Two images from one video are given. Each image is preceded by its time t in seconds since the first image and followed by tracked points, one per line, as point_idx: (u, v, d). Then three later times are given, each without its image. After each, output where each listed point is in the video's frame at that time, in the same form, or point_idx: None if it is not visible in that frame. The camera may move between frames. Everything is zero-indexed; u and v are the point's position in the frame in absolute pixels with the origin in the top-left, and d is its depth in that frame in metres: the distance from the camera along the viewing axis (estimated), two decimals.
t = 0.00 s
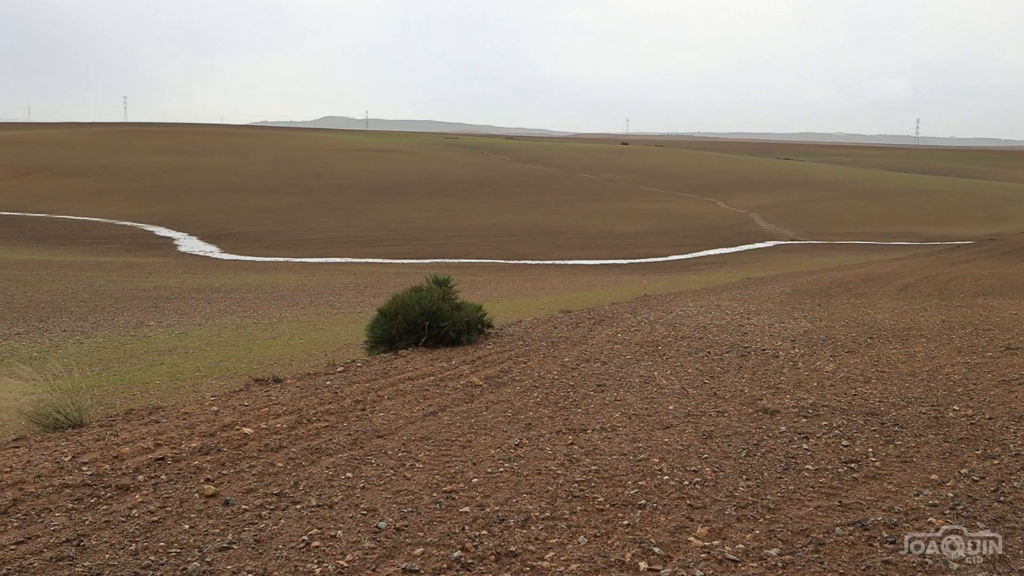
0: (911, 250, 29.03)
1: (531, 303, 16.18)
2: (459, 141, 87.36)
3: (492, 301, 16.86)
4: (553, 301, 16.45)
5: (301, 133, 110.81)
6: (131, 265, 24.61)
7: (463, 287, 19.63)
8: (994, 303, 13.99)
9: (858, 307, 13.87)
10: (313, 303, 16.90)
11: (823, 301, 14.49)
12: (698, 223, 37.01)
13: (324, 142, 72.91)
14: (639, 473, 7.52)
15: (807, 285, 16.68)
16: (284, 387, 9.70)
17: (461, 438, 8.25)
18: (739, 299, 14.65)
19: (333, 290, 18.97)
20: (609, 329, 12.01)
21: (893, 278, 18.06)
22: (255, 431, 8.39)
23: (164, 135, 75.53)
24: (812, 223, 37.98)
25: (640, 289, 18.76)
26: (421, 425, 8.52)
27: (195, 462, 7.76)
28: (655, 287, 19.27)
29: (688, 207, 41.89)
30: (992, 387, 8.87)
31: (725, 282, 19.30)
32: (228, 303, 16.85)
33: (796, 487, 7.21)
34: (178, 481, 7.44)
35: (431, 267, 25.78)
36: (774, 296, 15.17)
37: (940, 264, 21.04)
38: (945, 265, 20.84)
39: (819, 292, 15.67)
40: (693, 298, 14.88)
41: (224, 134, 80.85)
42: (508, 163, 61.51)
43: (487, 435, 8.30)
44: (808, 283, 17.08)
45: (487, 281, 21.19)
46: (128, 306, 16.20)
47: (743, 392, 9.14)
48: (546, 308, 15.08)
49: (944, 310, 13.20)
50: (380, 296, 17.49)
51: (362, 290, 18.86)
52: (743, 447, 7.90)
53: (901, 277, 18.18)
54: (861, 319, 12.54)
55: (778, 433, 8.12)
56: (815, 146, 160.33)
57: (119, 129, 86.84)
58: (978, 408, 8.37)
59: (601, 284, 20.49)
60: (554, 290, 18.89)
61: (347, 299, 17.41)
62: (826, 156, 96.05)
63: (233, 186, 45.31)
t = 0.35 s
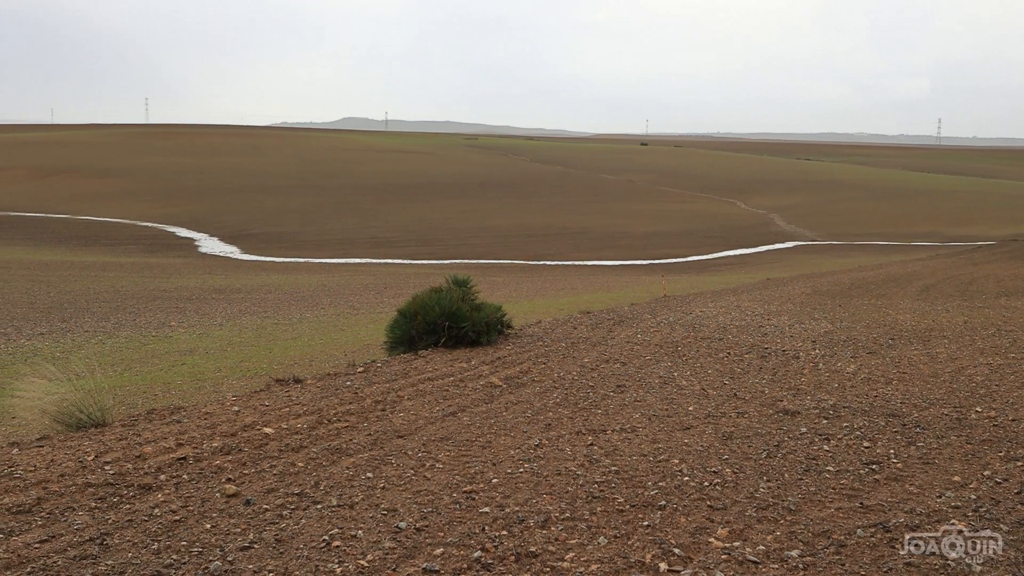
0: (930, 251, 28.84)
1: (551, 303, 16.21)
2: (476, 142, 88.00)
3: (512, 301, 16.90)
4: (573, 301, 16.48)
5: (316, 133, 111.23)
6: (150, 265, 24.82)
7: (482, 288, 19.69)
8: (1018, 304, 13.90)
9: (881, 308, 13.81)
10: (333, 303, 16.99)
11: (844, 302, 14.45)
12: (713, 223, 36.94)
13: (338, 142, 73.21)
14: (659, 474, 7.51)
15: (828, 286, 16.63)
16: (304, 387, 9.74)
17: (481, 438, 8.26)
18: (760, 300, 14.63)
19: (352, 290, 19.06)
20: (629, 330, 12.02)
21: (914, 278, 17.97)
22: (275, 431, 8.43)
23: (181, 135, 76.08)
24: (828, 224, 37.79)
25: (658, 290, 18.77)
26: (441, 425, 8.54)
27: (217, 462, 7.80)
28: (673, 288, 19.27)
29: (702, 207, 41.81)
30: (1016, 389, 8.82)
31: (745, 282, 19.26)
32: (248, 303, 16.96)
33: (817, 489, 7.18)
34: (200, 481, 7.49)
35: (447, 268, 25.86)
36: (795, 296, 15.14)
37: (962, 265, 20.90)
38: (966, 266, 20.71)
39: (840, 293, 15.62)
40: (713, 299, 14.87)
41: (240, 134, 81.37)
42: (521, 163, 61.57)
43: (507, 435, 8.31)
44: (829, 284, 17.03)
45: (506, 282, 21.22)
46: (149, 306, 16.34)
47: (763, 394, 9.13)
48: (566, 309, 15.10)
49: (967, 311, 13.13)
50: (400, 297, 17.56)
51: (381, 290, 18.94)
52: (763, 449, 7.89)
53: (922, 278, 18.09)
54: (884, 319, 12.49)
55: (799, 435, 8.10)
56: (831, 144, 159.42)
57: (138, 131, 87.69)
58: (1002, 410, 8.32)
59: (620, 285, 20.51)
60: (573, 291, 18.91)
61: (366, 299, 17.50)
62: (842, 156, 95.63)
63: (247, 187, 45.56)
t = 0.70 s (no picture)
0: (955, 250, 28.41)
1: (571, 304, 16.13)
2: (494, 141, 87.94)
3: (532, 302, 16.81)
4: (593, 302, 16.39)
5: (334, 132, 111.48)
6: (169, 267, 24.96)
7: (501, 289, 19.65)
8: None
9: (908, 308, 13.60)
10: (352, 305, 16.99)
11: (869, 301, 14.27)
12: (732, 222, 36.69)
13: (356, 142, 73.35)
14: (681, 476, 7.43)
15: (852, 285, 16.44)
16: (323, 389, 9.74)
17: (501, 440, 8.21)
18: (783, 299, 14.49)
19: (370, 291, 19.07)
20: (649, 331, 11.92)
21: (940, 277, 17.72)
22: (295, 433, 8.42)
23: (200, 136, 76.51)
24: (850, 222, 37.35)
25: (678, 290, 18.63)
26: (460, 427, 8.50)
27: (237, 463, 7.80)
28: (694, 288, 19.13)
29: (721, 205, 41.53)
30: None
31: (766, 282, 19.05)
32: (267, 305, 17.00)
33: (842, 491, 7.07)
34: (220, 482, 7.48)
35: (466, 268, 25.83)
36: (818, 295, 14.98)
37: (989, 263, 20.60)
38: (992, 264, 20.40)
39: (864, 292, 15.44)
40: (734, 299, 14.73)
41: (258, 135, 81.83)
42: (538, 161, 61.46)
43: (527, 437, 8.26)
44: (853, 283, 16.84)
45: (525, 283, 21.16)
46: (169, 308, 16.42)
47: (786, 395, 9.02)
48: (587, 310, 15.02)
49: (995, 310, 12.94)
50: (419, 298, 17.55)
51: (400, 291, 18.94)
52: (786, 450, 7.78)
53: (947, 276, 17.85)
54: (909, 319, 12.31)
55: (822, 436, 7.99)
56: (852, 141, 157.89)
57: (158, 133, 88.45)
58: None
59: (639, 285, 20.35)
60: (593, 291, 18.83)
61: (386, 300, 17.49)
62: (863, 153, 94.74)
63: (265, 188, 45.76)
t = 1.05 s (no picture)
0: (984, 249, 27.89)
1: (595, 304, 15.94)
2: (514, 139, 87.76)
3: (556, 302, 16.63)
4: (618, 302, 16.19)
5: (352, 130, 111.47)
6: (187, 267, 24.95)
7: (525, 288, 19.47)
8: None
9: (942, 309, 13.28)
10: (373, 305, 16.87)
11: (901, 302, 14.00)
12: (753, 220, 36.33)
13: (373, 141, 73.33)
14: (709, 481, 7.23)
15: (884, 284, 16.15)
16: (343, 391, 9.61)
17: (524, 443, 8.05)
18: (813, 299, 14.24)
19: (391, 291, 18.96)
20: (675, 332, 11.73)
21: (974, 276, 17.36)
22: (314, 435, 8.29)
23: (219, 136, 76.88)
24: (874, 220, 36.80)
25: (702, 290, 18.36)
26: (483, 430, 8.35)
27: (256, 467, 7.68)
28: (719, 288, 18.90)
29: (742, 203, 41.14)
30: None
31: (794, 282, 18.78)
32: (286, 305, 16.90)
33: (876, 497, 6.85)
34: (238, 486, 7.36)
35: (486, 268, 25.69)
36: (849, 295, 14.71)
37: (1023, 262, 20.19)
38: None
39: (896, 292, 15.15)
40: (762, 299, 14.46)
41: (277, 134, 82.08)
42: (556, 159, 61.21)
43: (551, 440, 8.09)
44: (884, 282, 16.53)
45: (547, 282, 20.98)
46: (187, 309, 16.33)
47: (817, 398, 8.80)
48: (611, 310, 14.83)
49: None
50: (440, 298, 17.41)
51: (421, 292, 18.81)
52: (818, 455, 7.57)
53: (981, 275, 17.48)
54: (945, 320, 12.01)
55: (855, 440, 7.77)
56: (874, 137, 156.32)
57: (178, 132, 88.95)
58: None
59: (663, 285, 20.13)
60: (617, 291, 18.62)
61: (407, 301, 17.36)
62: (887, 149, 93.70)
63: (282, 187, 45.84)
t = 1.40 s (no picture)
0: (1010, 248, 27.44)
1: (620, 305, 15.77)
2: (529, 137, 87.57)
3: (580, 303, 16.46)
4: (644, 303, 16.01)
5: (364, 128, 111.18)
6: (204, 269, 24.91)
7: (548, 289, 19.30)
8: None
9: (977, 308, 13.03)
10: (394, 307, 16.74)
11: (935, 301, 13.75)
12: (771, 218, 36.02)
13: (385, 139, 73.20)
14: (740, 486, 7.05)
15: (916, 284, 15.89)
16: (365, 395, 9.49)
17: (549, 448, 7.89)
18: (844, 300, 14.02)
19: (412, 293, 18.84)
20: (703, 334, 11.55)
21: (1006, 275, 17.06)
22: (335, 440, 8.16)
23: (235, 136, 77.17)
24: (896, 218, 36.31)
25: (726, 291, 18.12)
26: (507, 434, 8.19)
27: (276, 472, 7.55)
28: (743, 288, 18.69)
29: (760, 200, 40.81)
30: None
31: (820, 282, 18.53)
32: (306, 308, 16.79)
33: (912, 503, 6.65)
34: (259, 492, 7.24)
35: (504, 268, 25.54)
36: (880, 296, 14.48)
37: None
38: None
39: (929, 291, 14.89)
40: (790, 300, 14.25)
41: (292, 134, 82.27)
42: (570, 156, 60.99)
43: (577, 444, 7.94)
44: (916, 282, 16.27)
45: (568, 283, 20.82)
46: (205, 312, 16.24)
47: (849, 401, 8.61)
48: (637, 312, 14.65)
49: None
50: (462, 300, 17.26)
51: (443, 293, 18.68)
52: (851, 459, 7.38)
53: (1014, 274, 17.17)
54: (981, 320, 11.78)
55: (890, 445, 7.57)
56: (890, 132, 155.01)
57: (195, 133, 89.34)
58: None
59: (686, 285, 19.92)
60: (642, 292, 18.43)
61: (429, 302, 17.23)
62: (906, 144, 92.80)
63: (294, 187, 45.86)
